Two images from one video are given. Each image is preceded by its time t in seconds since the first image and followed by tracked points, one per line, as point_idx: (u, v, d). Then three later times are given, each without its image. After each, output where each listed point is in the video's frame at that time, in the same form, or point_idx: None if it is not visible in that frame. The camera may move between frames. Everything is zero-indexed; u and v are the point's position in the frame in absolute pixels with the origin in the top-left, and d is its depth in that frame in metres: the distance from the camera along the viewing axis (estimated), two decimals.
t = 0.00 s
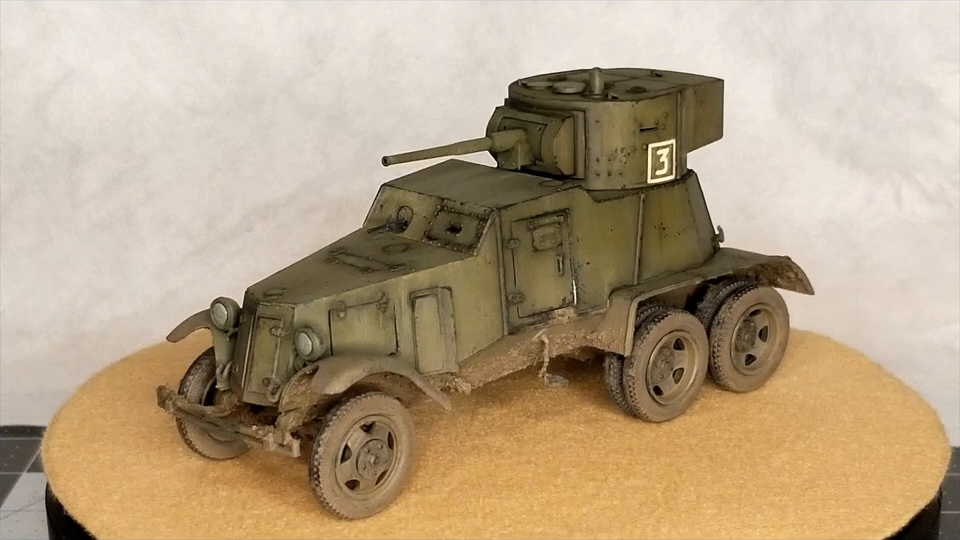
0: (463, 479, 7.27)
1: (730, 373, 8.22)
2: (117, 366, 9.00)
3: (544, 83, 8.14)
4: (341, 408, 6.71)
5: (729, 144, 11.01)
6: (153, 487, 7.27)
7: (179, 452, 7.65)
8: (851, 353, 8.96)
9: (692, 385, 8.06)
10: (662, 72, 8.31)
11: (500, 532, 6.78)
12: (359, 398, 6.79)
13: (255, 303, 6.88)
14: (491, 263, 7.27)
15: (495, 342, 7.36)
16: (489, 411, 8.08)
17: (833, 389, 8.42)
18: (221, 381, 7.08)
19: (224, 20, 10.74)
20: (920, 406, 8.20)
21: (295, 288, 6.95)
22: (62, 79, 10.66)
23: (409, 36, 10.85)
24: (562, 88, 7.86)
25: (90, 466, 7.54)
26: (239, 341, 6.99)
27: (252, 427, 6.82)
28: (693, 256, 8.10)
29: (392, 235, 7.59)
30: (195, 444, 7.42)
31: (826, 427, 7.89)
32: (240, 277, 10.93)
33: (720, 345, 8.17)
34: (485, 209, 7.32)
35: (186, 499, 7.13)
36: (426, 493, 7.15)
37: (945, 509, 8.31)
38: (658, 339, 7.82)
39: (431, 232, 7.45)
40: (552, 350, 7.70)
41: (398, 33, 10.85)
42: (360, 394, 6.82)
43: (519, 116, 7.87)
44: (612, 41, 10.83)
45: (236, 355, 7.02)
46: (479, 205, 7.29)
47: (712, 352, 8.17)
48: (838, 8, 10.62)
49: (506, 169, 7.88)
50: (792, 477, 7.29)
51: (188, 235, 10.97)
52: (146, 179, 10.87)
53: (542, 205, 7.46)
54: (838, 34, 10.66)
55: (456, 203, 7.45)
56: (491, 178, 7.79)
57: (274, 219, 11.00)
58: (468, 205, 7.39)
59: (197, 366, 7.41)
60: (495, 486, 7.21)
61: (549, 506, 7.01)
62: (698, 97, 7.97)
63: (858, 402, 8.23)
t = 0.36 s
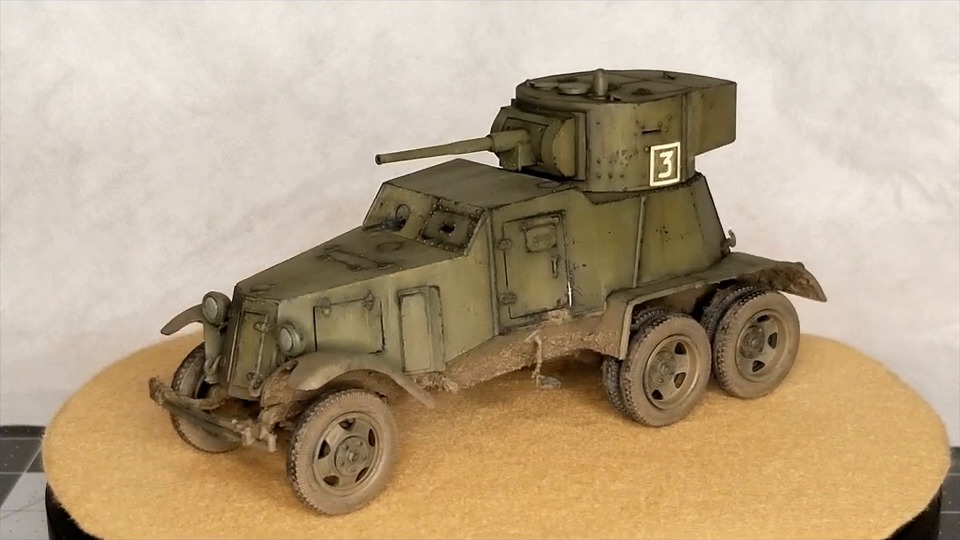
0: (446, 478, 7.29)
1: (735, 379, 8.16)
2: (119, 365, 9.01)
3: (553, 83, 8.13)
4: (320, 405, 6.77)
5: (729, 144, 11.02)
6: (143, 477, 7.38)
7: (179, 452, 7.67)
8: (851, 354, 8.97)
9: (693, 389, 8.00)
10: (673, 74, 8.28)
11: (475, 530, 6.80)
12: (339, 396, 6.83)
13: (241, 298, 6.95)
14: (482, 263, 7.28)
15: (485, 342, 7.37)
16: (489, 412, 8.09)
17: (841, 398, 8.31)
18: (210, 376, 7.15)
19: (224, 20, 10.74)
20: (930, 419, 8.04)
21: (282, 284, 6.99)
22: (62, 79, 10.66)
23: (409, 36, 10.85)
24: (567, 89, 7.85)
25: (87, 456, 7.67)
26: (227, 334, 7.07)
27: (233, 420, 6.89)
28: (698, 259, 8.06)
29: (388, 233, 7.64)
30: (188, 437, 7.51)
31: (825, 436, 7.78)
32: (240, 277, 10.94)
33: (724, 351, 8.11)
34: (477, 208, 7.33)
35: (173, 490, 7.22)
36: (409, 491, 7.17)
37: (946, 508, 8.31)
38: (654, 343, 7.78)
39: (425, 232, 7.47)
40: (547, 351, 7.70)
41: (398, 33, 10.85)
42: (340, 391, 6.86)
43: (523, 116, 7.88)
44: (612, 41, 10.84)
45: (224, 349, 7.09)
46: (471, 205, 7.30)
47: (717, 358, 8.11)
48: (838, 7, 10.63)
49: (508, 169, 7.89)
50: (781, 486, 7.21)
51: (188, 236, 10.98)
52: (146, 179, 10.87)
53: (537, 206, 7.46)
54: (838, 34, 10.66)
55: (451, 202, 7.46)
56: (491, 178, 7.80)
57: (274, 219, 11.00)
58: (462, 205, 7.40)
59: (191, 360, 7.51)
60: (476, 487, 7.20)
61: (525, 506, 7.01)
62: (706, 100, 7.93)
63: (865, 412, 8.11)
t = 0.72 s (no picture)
0: (430, 477, 7.31)
1: (740, 387, 8.09)
2: (121, 364, 9.01)
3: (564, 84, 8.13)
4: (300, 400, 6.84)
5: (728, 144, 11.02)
6: (135, 468, 7.49)
7: (184, 452, 7.67)
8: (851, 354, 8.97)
9: (694, 395, 7.95)
10: (687, 77, 8.24)
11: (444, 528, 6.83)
12: (319, 391, 6.90)
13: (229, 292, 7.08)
14: (472, 263, 7.32)
15: (474, 341, 7.41)
16: (488, 411, 8.11)
17: (848, 408, 8.19)
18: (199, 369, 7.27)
19: (224, 19, 10.74)
20: (937, 433, 7.87)
21: (270, 278, 7.11)
22: (62, 79, 10.66)
23: (409, 36, 10.85)
24: (573, 91, 7.85)
25: (85, 446, 7.79)
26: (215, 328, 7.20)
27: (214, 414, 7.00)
28: (703, 263, 8.01)
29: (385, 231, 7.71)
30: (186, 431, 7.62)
31: (822, 446, 7.68)
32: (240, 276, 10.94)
33: (728, 356, 8.04)
34: (468, 208, 7.37)
35: (164, 480, 7.35)
36: (393, 488, 7.22)
37: (946, 508, 8.31)
38: (651, 347, 7.76)
39: (420, 231, 7.53)
40: (542, 352, 7.74)
41: (398, 33, 10.85)
42: (321, 388, 6.92)
43: (528, 117, 7.89)
44: (612, 42, 10.84)
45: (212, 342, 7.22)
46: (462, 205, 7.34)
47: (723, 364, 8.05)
48: (838, 7, 10.63)
49: (512, 168, 7.91)
50: (767, 494, 7.14)
51: (188, 236, 10.98)
52: (146, 179, 10.88)
53: (530, 207, 7.47)
54: (838, 34, 10.67)
55: (445, 202, 7.51)
56: (491, 178, 7.85)
57: (274, 219, 11.00)
58: (455, 204, 7.45)
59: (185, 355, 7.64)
60: (462, 487, 7.21)
61: (502, 508, 7.01)
62: (714, 104, 7.87)
63: (870, 422, 7.99)
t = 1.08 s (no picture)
0: (417, 474, 7.37)
1: (743, 393, 8.03)
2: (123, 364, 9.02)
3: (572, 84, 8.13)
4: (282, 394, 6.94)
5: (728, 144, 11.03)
6: (129, 457, 7.64)
7: (184, 451, 7.69)
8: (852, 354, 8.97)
9: (694, 400, 7.90)
10: (698, 79, 8.20)
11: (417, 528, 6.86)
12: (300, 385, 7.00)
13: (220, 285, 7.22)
14: (462, 263, 7.36)
15: (465, 341, 7.45)
16: (488, 411, 8.13)
17: (853, 417, 8.08)
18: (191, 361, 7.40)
19: (224, 19, 10.74)
20: (940, 447, 7.73)
21: (261, 273, 7.23)
22: (62, 79, 10.66)
23: (409, 36, 10.85)
24: (577, 92, 7.84)
25: (86, 438, 7.90)
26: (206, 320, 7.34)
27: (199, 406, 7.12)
28: (705, 268, 7.95)
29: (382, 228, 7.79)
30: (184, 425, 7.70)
31: (817, 455, 7.59)
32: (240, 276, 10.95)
33: (729, 363, 7.98)
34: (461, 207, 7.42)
35: (161, 477, 7.39)
36: (378, 485, 7.28)
37: (946, 509, 8.31)
38: (647, 351, 7.73)
39: (415, 230, 7.58)
40: (537, 353, 7.74)
41: (398, 33, 10.85)
42: (303, 383, 7.02)
43: (532, 117, 7.89)
44: (612, 42, 10.84)
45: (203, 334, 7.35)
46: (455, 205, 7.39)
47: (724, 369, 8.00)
48: (838, 7, 10.63)
49: (514, 168, 7.91)
50: (750, 502, 7.09)
51: (188, 236, 10.98)
52: (146, 179, 10.88)
53: (523, 208, 7.48)
54: (838, 34, 10.67)
55: (440, 201, 7.56)
56: (491, 178, 7.89)
57: (274, 219, 11.00)
58: (449, 203, 7.50)
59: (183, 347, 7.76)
60: (445, 485, 7.25)
61: (481, 509, 7.02)
62: (720, 107, 7.83)
63: (873, 432, 7.89)
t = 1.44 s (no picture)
0: (403, 472, 7.41)
1: (743, 398, 7.98)
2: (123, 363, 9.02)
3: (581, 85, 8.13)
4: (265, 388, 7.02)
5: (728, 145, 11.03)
6: (126, 447, 7.76)
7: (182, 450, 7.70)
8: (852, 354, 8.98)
9: (690, 406, 7.88)
10: (711, 83, 8.15)
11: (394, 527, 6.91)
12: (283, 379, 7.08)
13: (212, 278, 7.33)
14: (451, 262, 7.39)
15: (455, 341, 7.48)
16: (487, 411, 8.14)
17: (855, 427, 8.01)
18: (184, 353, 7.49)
19: (224, 19, 10.74)
20: (940, 460, 7.66)
21: (254, 267, 7.34)
22: (62, 79, 10.66)
23: (409, 36, 10.85)
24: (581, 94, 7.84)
25: (87, 430, 8.01)
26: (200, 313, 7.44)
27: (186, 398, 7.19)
28: (707, 273, 7.89)
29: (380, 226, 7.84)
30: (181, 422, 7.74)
31: (811, 465, 7.55)
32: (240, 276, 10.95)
33: (729, 370, 7.94)
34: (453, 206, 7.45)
35: (154, 476, 7.40)
36: (362, 481, 7.33)
37: (946, 509, 8.31)
38: (642, 356, 7.70)
39: (411, 229, 7.62)
40: (531, 355, 7.72)
41: (398, 33, 10.84)
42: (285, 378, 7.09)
43: (536, 118, 7.91)
44: (612, 42, 10.84)
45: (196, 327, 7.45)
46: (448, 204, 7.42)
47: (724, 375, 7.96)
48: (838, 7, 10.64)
49: (515, 169, 7.92)
50: (732, 510, 7.08)
51: (188, 236, 10.99)
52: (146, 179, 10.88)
53: (517, 208, 7.48)
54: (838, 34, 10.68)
55: (435, 200, 7.59)
56: (492, 178, 7.92)
57: (274, 219, 11.00)
58: (443, 203, 7.53)
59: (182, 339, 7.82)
60: (428, 482, 7.31)
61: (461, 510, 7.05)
62: (725, 111, 7.76)
63: (872, 443, 7.83)
